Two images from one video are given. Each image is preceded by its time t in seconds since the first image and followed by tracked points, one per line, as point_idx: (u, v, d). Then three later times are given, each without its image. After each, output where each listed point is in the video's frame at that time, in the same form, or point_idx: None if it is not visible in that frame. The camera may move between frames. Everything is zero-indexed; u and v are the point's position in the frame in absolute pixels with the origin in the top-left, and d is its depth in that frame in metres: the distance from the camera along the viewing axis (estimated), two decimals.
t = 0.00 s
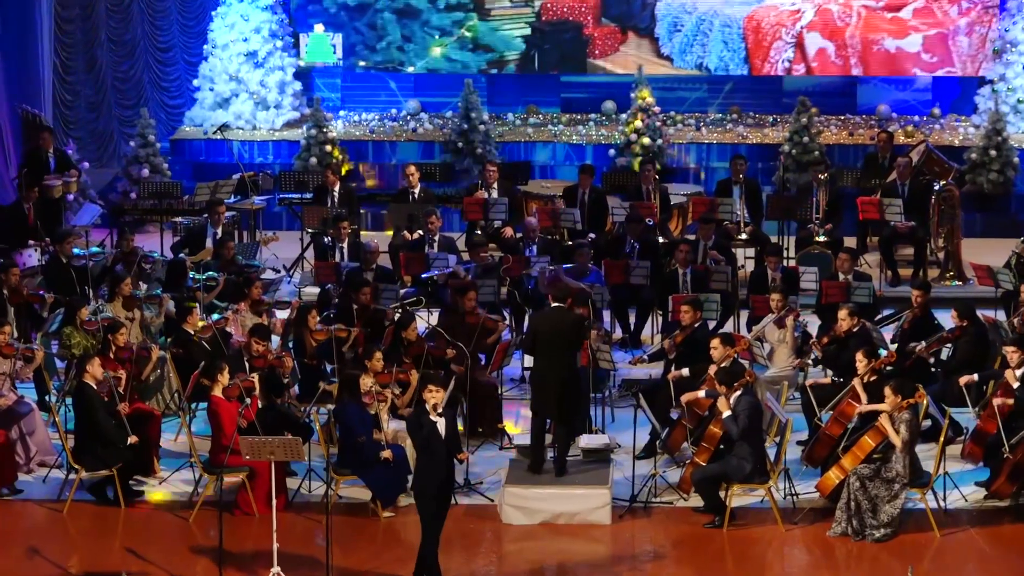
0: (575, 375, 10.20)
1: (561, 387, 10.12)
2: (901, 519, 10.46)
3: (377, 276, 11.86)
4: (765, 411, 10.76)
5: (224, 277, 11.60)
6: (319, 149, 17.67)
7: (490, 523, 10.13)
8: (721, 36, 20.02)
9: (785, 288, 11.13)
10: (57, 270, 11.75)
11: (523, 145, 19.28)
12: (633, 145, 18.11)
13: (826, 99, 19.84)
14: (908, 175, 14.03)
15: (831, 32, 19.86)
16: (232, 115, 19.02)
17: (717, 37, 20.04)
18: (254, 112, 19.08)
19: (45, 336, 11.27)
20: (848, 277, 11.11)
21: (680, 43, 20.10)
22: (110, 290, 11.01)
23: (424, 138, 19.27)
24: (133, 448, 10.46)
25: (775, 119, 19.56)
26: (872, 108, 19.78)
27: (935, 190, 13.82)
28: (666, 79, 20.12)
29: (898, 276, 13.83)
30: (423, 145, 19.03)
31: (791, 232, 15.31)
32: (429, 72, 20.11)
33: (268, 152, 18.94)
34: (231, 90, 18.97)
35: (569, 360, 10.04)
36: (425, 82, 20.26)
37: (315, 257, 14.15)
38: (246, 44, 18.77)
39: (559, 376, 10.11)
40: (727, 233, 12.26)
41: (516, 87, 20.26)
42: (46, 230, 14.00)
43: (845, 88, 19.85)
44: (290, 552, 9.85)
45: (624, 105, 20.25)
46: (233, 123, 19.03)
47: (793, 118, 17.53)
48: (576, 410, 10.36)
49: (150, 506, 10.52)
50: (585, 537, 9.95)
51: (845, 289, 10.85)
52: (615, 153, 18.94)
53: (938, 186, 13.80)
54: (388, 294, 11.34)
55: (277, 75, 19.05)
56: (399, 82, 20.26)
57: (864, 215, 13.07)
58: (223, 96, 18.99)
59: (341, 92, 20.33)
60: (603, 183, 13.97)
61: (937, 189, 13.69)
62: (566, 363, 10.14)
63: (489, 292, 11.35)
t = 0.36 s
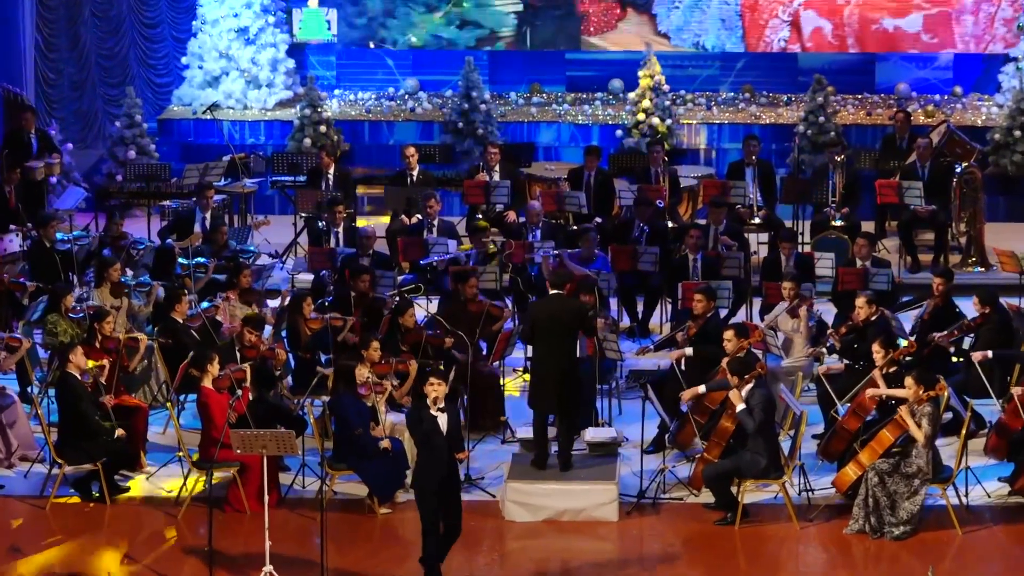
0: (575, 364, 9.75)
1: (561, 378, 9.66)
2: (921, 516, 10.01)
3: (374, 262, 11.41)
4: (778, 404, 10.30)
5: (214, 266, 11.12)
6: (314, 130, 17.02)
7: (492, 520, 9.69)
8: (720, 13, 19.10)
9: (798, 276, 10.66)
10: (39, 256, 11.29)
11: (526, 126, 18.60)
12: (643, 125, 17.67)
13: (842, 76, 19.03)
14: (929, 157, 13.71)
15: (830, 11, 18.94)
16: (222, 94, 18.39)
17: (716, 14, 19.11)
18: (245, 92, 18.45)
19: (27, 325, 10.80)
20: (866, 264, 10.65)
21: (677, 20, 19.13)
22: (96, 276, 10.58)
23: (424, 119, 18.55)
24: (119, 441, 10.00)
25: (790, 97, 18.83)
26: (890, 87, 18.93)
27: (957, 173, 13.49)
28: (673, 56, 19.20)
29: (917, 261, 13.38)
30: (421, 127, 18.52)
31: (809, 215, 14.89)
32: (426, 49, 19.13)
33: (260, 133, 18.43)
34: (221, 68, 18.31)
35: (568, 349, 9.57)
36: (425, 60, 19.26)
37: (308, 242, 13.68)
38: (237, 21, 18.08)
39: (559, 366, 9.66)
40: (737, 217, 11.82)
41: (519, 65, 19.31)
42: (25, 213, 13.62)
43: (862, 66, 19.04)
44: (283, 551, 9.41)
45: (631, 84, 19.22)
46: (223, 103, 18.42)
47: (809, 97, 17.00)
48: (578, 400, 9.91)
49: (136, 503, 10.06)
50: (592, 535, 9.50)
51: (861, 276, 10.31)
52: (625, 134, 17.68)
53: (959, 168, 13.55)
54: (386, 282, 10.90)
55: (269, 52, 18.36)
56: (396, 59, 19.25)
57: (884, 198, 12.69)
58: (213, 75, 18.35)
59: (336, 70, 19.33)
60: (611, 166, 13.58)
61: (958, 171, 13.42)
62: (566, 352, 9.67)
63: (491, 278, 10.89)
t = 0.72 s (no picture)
0: (578, 353, 9.19)
1: (564, 367, 9.13)
2: (944, 508, 9.58)
3: (374, 244, 10.96)
4: (795, 392, 9.86)
5: (207, 245, 10.70)
6: (310, 106, 15.80)
7: (497, 512, 9.28)
8: None
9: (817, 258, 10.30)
10: (23, 237, 10.88)
11: (532, 103, 17.35)
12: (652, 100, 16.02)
13: (862, 51, 17.91)
14: (953, 134, 13.35)
15: None
16: (214, 68, 17.17)
17: None
18: (239, 65, 17.18)
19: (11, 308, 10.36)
20: (888, 245, 10.19)
21: None
22: (84, 258, 10.16)
23: (424, 94, 17.30)
24: (107, 431, 9.57)
25: (808, 71, 17.57)
26: (913, 61, 17.79)
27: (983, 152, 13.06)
28: (686, 27, 18.12)
29: (941, 243, 12.95)
30: (422, 101, 17.18)
31: (830, 193, 14.39)
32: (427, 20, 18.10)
33: (254, 108, 17.03)
34: (213, 40, 17.10)
35: (571, 337, 9.01)
36: (426, 32, 18.24)
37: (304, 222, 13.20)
38: None
39: (562, 354, 9.12)
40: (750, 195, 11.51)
41: (524, 36, 18.36)
42: (7, 190, 13.21)
43: (884, 38, 17.88)
44: (278, 546, 8.98)
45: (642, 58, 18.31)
46: (215, 79, 17.15)
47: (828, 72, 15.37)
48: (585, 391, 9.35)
49: (124, 495, 9.63)
50: (600, 528, 9.07)
51: (884, 258, 9.96)
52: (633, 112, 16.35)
53: (985, 146, 13.17)
54: (385, 265, 10.48)
55: (263, 24, 17.15)
56: (396, 31, 18.18)
57: (906, 176, 12.46)
58: (205, 48, 17.16)
59: (333, 43, 18.27)
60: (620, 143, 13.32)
61: (985, 149, 13.03)
62: (570, 340, 9.12)
63: (495, 259, 10.46)
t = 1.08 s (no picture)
0: (584, 343, 8.64)
1: (568, 354, 8.60)
2: (967, 504, 9.14)
3: (371, 227, 10.61)
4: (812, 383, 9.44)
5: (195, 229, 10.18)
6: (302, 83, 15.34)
7: (499, 508, 8.86)
8: None
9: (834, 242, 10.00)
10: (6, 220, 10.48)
11: (536, 79, 16.44)
12: (662, 78, 15.46)
13: (882, 25, 17.22)
14: (977, 111, 12.90)
15: None
16: (203, 43, 16.41)
17: None
18: (229, 41, 16.46)
19: None
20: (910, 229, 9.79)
21: None
22: (67, 242, 9.72)
23: (424, 71, 16.41)
24: (91, 423, 9.14)
25: (826, 46, 16.46)
26: (935, 35, 17.07)
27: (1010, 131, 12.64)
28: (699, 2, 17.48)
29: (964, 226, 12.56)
30: (421, 79, 16.36)
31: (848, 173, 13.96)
32: None
33: (245, 86, 16.35)
34: (203, 15, 16.32)
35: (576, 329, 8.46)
36: (426, 6, 17.81)
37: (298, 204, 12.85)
38: None
39: (568, 341, 8.58)
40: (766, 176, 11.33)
41: (527, 11, 17.73)
42: None
43: (904, 13, 17.19)
44: (269, 543, 8.55)
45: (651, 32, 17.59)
46: (205, 54, 16.42)
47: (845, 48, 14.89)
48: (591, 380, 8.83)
49: (109, 490, 9.20)
50: (606, 525, 8.63)
51: (904, 243, 9.54)
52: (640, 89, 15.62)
53: (1009, 125, 12.72)
54: (382, 249, 10.10)
55: None
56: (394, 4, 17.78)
57: (927, 157, 11.98)
58: (194, 23, 16.35)
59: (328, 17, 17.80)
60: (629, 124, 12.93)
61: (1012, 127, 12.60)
62: (577, 327, 8.59)
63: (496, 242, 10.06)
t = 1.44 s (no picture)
0: (589, 323, 8.18)
1: (571, 337, 8.14)
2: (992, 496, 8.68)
3: (366, 208, 10.23)
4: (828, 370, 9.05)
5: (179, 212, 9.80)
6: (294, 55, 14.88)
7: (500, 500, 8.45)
8: None
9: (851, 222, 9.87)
10: None
11: (539, 52, 15.97)
12: (670, 50, 14.89)
13: None
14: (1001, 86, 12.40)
15: None
16: (190, 15, 16.08)
17: None
18: (217, 12, 16.12)
19: None
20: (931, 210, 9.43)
21: None
22: (47, 224, 9.31)
23: (422, 43, 15.99)
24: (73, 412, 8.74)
25: (842, 16, 15.75)
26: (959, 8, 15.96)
27: None
28: None
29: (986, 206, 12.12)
30: (419, 52, 15.94)
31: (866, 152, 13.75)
32: None
33: (234, 59, 15.97)
34: None
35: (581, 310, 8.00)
36: None
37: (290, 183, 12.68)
38: None
39: (572, 325, 8.14)
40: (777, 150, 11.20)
41: None
42: None
43: None
44: (260, 537, 8.13)
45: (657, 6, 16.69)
46: (191, 25, 16.05)
47: (862, 19, 14.53)
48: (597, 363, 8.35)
49: (93, 482, 8.79)
50: (613, 518, 8.21)
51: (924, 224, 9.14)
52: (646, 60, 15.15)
53: None
54: (377, 230, 9.71)
55: None
56: None
57: (948, 133, 11.57)
58: None
59: None
60: (636, 98, 12.94)
61: None
62: (581, 309, 8.13)
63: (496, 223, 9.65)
